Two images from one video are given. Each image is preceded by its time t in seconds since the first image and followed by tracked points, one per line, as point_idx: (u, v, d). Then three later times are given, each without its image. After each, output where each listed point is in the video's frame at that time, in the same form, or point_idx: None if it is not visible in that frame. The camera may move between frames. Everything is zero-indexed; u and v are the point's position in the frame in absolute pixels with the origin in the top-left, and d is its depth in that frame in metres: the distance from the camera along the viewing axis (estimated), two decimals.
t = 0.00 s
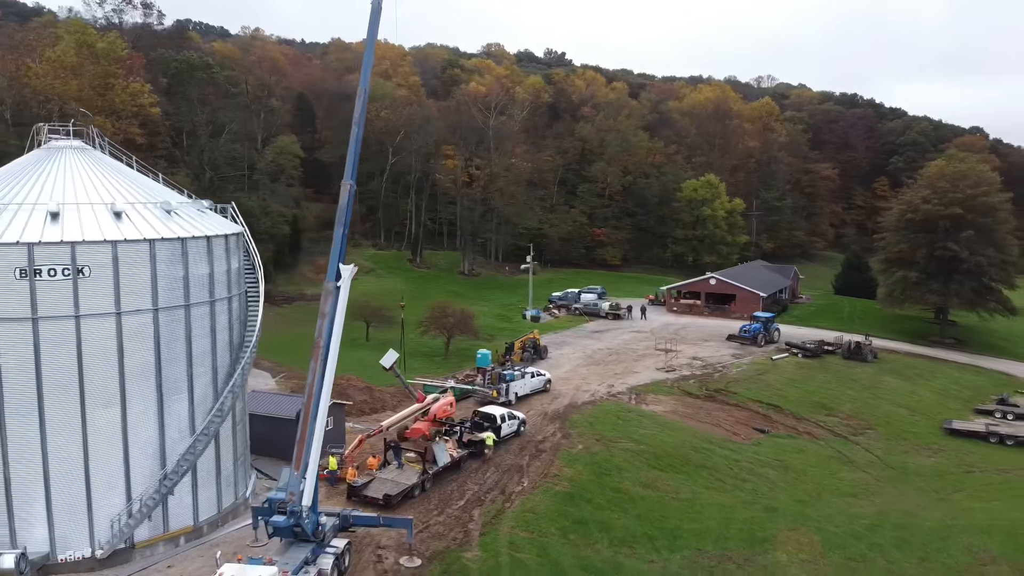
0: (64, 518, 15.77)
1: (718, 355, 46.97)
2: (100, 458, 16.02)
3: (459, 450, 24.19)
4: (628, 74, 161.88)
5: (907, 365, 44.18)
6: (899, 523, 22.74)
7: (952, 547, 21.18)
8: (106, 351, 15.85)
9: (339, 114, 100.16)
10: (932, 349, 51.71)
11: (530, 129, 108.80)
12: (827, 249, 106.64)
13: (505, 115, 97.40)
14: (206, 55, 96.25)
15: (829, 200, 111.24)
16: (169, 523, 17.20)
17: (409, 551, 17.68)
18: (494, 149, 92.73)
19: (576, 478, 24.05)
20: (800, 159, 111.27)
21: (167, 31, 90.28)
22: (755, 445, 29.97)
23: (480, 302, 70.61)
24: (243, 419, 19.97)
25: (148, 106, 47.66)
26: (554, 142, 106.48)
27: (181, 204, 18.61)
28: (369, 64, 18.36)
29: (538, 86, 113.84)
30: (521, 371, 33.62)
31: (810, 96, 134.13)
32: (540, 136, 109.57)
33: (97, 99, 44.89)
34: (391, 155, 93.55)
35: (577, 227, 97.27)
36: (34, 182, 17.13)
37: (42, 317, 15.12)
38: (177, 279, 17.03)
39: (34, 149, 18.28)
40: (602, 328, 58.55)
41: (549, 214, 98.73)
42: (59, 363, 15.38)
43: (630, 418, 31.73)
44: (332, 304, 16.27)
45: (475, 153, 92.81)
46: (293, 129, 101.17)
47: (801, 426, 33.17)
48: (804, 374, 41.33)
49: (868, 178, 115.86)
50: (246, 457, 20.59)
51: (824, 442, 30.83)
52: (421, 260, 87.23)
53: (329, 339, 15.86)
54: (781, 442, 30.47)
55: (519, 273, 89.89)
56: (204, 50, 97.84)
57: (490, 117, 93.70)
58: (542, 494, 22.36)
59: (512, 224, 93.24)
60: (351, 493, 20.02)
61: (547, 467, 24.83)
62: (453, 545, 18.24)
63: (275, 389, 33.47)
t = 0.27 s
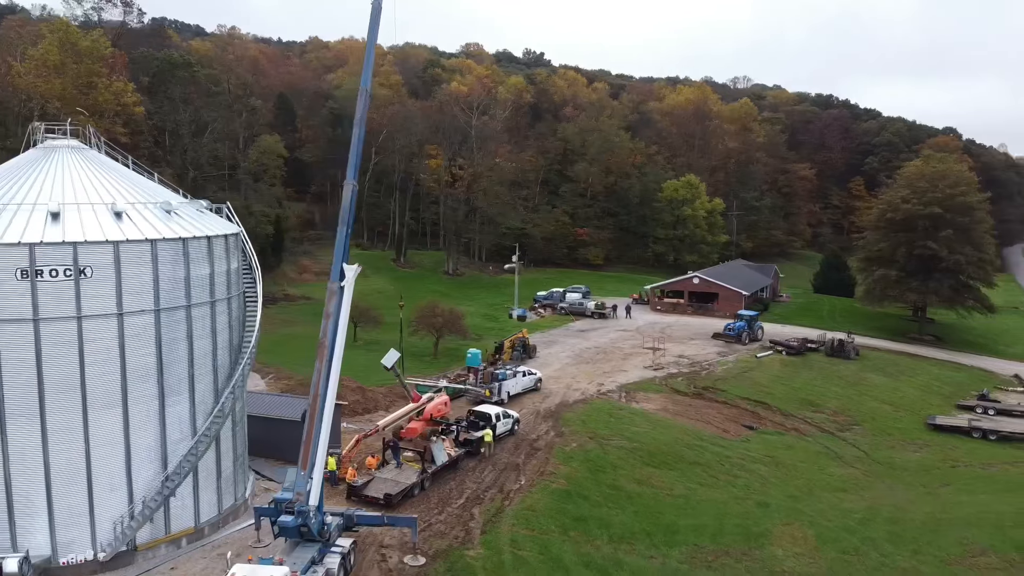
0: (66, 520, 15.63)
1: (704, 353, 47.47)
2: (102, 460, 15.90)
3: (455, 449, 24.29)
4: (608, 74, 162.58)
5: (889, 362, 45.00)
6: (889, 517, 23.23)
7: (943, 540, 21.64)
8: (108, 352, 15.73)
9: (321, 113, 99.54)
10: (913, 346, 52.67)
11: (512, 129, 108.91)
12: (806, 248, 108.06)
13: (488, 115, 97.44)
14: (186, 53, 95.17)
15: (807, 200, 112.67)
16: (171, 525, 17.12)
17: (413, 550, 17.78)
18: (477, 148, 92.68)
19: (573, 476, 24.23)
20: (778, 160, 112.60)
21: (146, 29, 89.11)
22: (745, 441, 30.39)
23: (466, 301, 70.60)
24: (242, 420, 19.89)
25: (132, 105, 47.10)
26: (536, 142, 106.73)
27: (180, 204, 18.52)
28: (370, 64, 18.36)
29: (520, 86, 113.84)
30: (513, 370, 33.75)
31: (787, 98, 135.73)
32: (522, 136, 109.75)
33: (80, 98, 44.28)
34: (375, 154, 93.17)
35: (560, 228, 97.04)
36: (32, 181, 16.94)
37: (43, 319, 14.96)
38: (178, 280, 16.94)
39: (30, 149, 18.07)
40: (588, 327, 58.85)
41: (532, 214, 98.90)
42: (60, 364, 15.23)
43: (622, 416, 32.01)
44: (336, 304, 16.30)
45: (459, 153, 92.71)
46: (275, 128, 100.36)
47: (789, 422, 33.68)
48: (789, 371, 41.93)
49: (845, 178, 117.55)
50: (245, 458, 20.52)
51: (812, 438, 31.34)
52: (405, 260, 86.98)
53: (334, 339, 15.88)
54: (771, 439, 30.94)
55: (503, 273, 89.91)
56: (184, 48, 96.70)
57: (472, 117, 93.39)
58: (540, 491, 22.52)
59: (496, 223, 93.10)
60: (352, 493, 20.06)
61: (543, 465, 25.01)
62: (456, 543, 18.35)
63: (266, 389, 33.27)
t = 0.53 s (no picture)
0: (65, 523, 15.49)
1: (688, 351, 48.01)
2: (102, 462, 15.77)
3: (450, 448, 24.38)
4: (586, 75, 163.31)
5: (869, 359, 45.87)
6: (877, 510, 23.77)
7: (931, 532, 22.20)
8: (109, 354, 15.62)
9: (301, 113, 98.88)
10: (891, 343, 53.70)
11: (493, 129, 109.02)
12: (783, 247, 109.58)
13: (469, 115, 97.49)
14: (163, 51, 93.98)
15: (784, 199, 114.24)
16: (171, 527, 17.05)
17: (415, 549, 17.89)
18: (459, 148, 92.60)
19: (567, 474, 24.44)
20: (754, 160, 114.02)
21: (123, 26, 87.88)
22: (733, 437, 30.85)
23: (449, 301, 70.59)
24: (239, 421, 19.83)
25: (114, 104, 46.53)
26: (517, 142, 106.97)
27: (177, 204, 18.41)
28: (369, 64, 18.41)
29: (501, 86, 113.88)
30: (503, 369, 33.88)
31: (761, 99, 137.51)
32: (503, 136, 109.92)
33: (61, 96, 43.64)
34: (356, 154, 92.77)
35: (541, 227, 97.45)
36: (28, 181, 16.76)
37: (43, 320, 14.82)
38: (178, 281, 16.87)
39: (24, 149, 17.87)
40: (573, 325, 59.17)
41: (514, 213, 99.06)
42: (61, 365, 15.09)
43: (612, 414, 32.32)
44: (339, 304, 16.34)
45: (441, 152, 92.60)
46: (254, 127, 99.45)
47: (775, 419, 34.24)
48: (773, 368, 42.57)
49: (819, 178, 119.42)
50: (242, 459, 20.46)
51: (798, 434, 31.90)
52: (387, 260, 86.70)
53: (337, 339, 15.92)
54: (758, 435, 31.44)
55: (485, 272, 89.94)
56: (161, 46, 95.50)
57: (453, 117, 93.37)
58: (537, 489, 22.70)
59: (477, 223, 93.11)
60: (351, 493, 20.08)
61: (537, 463, 25.21)
62: (457, 542, 18.46)
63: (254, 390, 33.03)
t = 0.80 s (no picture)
0: (66, 526, 15.35)
1: (673, 349, 48.46)
2: (102, 464, 15.65)
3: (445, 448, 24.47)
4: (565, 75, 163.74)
5: (850, 356, 46.69)
6: (866, 504, 24.29)
7: (919, 525, 22.74)
8: (109, 354, 15.51)
9: (280, 112, 98.05)
10: (869, 340, 54.70)
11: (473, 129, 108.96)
12: (760, 246, 110.98)
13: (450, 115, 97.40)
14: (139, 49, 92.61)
15: (761, 199, 115.71)
16: (172, 528, 16.99)
17: (417, 548, 18.05)
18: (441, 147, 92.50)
19: (561, 471, 24.65)
20: (732, 161, 115.25)
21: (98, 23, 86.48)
22: (722, 434, 31.26)
23: (432, 301, 70.49)
24: (237, 421, 19.77)
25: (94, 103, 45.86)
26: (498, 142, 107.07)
27: (175, 204, 18.32)
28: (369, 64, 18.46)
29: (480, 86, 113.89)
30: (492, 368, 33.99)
31: (737, 100, 139.12)
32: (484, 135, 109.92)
33: (41, 95, 42.96)
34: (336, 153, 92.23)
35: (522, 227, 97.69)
36: (24, 181, 16.57)
37: (43, 321, 14.68)
38: (177, 281, 16.80)
39: (18, 148, 17.68)
40: (557, 325, 59.40)
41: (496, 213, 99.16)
42: (61, 367, 14.96)
43: (602, 412, 32.61)
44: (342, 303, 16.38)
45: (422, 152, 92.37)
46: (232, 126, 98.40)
47: (761, 415, 34.77)
48: (756, 366, 43.17)
49: (795, 179, 121.07)
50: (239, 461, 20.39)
51: (784, 430, 32.42)
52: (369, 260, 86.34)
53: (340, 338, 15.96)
54: (746, 431, 31.91)
55: (468, 272, 89.92)
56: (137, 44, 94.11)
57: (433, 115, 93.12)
58: (532, 487, 22.89)
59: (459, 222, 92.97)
60: (350, 493, 20.11)
61: (531, 461, 25.41)
62: (458, 540, 18.62)
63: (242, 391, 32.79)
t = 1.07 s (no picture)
0: (66, 529, 15.21)
1: (658, 348, 48.88)
2: (103, 466, 15.52)
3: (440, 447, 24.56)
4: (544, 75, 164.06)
5: (831, 353, 47.49)
6: (854, 498, 24.79)
7: (908, 518, 23.27)
8: (111, 355, 15.40)
9: (260, 111, 97.14)
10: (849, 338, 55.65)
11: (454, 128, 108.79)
12: (738, 246, 112.24)
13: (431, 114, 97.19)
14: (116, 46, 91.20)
15: (739, 199, 117.02)
16: (172, 530, 16.90)
17: (419, 546, 18.18)
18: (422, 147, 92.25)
19: (556, 469, 24.86)
20: (710, 161, 116.29)
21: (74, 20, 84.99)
22: (710, 431, 31.65)
23: (416, 301, 70.31)
24: (235, 422, 19.70)
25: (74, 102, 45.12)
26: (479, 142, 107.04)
27: (172, 204, 18.23)
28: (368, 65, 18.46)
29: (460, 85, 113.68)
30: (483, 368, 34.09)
31: (713, 101, 140.52)
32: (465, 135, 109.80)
33: (20, 93, 42.21)
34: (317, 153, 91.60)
35: (503, 227, 97.49)
36: (21, 180, 16.40)
37: (44, 322, 14.55)
38: (177, 282, 16.72)
39: (13, 148, 17.48)
40: (542, 324, 59.58)
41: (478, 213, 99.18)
42: (62, 368, 14.82)
43: (592, 410, 32.85)
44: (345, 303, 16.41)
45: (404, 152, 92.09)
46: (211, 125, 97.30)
47: (747, 412, 35.25)
48: (741, 364, 43.73)
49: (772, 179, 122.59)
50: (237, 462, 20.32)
51: (771, 427, 32.93)
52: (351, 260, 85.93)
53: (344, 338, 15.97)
54: (734, 428, 32.34)
55: (450, 272, 89.78)
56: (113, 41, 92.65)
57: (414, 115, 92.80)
58: (528, 485, 23.09)
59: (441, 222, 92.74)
60: (349, 493, 20.13)
61: (525, 459, 25.57)
62: (459, 538, 18.76)
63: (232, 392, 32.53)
